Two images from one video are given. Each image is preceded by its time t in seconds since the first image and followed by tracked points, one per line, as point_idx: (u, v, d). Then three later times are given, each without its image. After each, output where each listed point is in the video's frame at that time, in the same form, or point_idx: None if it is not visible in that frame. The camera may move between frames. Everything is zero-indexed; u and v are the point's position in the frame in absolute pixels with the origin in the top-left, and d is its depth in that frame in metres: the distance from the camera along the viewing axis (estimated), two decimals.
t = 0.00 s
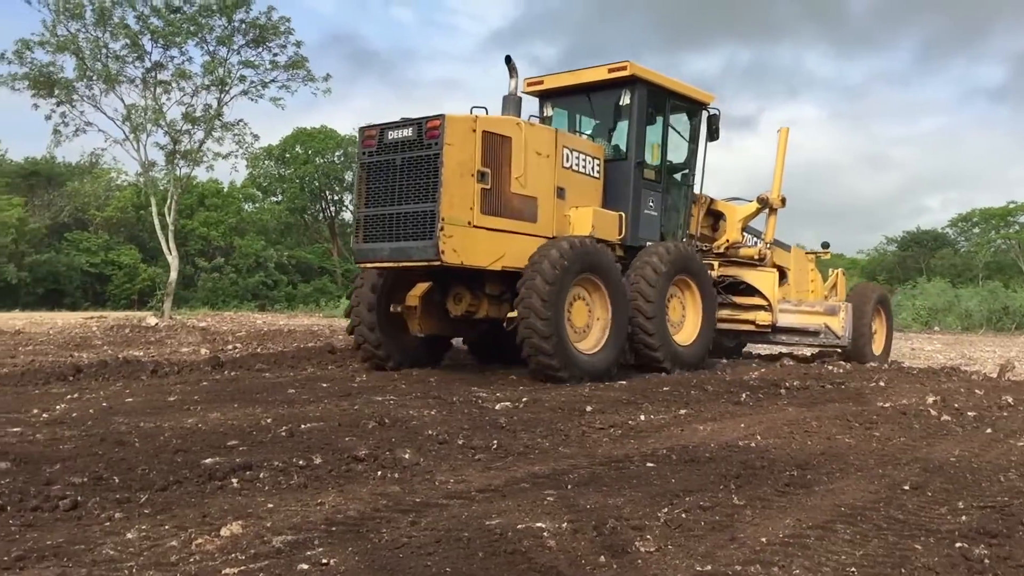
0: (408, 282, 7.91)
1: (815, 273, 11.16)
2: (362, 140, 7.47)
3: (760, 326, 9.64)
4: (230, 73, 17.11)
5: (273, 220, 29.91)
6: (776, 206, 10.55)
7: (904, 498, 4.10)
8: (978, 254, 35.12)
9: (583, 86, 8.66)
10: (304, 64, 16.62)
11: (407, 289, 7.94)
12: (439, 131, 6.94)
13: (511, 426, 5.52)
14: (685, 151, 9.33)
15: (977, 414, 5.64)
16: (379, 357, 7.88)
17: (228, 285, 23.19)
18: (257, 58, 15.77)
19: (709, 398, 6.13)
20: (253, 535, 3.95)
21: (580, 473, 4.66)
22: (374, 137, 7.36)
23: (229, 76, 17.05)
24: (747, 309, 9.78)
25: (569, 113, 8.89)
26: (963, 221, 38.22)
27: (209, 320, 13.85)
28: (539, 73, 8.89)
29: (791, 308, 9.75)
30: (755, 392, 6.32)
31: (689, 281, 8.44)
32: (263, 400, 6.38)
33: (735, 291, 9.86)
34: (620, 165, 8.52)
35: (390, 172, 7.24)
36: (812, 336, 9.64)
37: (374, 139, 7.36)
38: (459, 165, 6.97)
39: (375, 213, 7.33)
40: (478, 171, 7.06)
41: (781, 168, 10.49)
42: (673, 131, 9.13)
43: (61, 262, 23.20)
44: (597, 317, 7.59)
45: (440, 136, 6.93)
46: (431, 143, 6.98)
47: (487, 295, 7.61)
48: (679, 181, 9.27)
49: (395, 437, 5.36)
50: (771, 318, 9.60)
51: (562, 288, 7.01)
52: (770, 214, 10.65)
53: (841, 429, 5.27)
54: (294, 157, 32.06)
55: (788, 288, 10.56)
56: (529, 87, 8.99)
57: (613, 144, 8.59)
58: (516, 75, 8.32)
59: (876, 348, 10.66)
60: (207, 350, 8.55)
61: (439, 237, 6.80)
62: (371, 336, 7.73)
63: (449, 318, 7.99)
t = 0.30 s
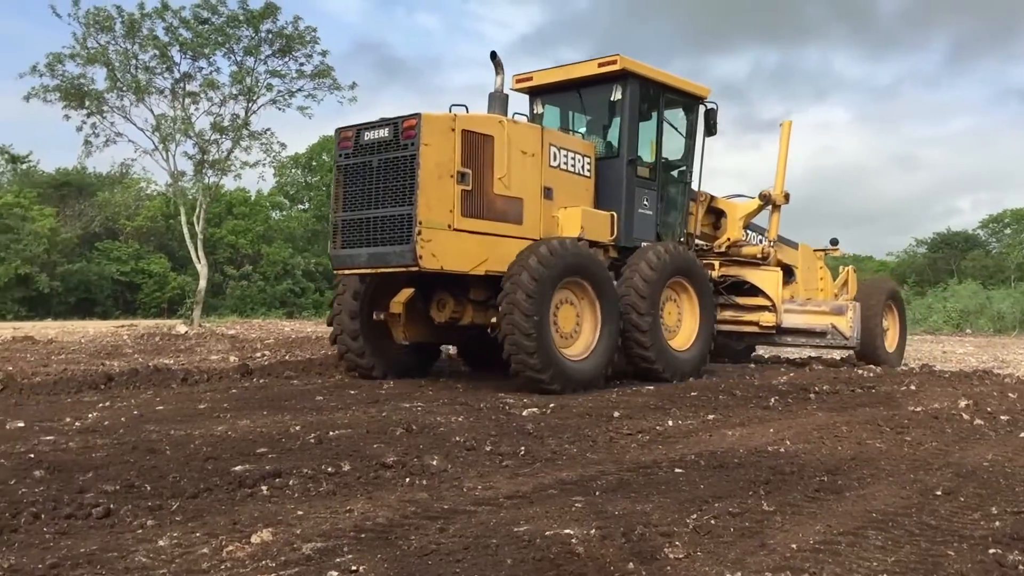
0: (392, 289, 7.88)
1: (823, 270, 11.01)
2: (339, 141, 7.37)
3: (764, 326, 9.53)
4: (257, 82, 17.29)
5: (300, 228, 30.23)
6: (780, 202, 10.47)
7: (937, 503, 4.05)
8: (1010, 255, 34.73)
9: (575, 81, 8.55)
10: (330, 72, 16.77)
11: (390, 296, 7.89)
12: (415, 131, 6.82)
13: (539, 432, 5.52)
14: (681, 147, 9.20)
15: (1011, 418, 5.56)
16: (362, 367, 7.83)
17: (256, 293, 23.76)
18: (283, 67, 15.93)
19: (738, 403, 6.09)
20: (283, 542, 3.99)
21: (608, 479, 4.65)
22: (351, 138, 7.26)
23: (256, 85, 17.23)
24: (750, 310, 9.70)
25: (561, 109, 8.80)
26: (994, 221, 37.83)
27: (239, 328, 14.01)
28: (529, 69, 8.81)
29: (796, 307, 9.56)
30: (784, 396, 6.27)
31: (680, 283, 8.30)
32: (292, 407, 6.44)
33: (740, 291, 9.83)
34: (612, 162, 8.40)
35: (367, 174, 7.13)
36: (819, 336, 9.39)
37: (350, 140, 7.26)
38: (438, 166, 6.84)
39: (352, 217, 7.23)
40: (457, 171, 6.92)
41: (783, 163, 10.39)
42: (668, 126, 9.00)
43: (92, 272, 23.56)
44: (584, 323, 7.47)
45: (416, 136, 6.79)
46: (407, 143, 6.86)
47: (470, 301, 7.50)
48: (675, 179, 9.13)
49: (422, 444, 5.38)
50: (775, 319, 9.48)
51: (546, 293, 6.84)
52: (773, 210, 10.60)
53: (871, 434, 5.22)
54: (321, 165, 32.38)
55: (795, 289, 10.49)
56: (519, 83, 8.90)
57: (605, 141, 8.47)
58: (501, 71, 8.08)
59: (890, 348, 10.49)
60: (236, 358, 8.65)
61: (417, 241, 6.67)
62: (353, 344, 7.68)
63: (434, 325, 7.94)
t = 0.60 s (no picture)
0: (378, 290, 7.74)
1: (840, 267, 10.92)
2: (321, 136, 7.23)
3: (774, 325, 9.48)
4: (290, 86, 17.47)
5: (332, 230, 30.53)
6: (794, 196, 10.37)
7: (976, 504, 4.02)
8: None
9: (572, 71, 8.35)
10: (361, 75, 16.90)
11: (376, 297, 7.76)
12: (395, 125, 6.64)
13: (571, 432, 5.54)
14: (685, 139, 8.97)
15: None
16: (348, 368, 7.64)
17: (289, 295, 24.21)
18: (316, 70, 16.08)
19: (772, 403, 6.06)
20: (320, 541, 4.04)
21: (641, 479, 4.65)
22: (332, 132, 7.12)
23: (289, 88, 17.41)
24: (759, 307, 9.62)
25: (559, 100, 8.59)
26: None
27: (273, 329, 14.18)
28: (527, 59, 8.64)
29: (807, 305, 9.52)
30: (819, 396, 6.23)
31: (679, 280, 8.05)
32: (326, 407, 6.51)
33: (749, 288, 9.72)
34: (611, 155, 8.18)
35: (348, 170, 6.99)
36: (830, 336, 9.42)
37: (332, 135, 7.11)
38: (419, 162, 6.66)
39: (334, 215, 7.08)
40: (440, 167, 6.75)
41: (797, 157, 10.30)
42: (671, 117, 8.77)
43: (128, 274, 23.91)
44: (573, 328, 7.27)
45: (395, 131, 6.62)
46: (387, 137, 6.69)
47: (458, 301, 7.38)
48: (677, 173, 8.90)
49: (455, 443, 5.42)
50: (784, 318, 9.39)
51: (530, 300, 6.69)
52: (786, 205, 10.50)
53: (908, 434, 5.17)
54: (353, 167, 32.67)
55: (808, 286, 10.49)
56: (516, 73, 8.73)
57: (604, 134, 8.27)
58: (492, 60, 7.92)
59: (908, 345, 10.41)
60: (270, 359, 8.75)
61: (396, 241, 6.52)
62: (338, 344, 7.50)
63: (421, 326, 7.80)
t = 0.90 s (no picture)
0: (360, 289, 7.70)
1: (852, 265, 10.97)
2: (296, 127, 7.05)
3: (779, 325, 9.28)
4: (320, 85, 17.63)
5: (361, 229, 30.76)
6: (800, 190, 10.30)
7: (1013, 504, 3.99)
8: None
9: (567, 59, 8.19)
10: (390, 74, 17.01)
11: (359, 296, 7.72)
12: (371, 114, 6.46)
13: (601, 430, 5.55)
14: (684, 130, 8.81)
15: None
16: (330, 369, 7.59)
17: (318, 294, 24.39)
18: (345, 70, 16.21)
19: (804, 402, 6.02)
20: (351, 536, 4.08)
21: (671, 477, 4.65)
22: (309, 122, 6.91)
23: (319, 87, 17.58)
24: (763, 306, 9.41)
25: (554, 90, 8.43)
26: None
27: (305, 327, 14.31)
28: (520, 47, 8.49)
29: (814, 304, 9.38)
30: (851, 395, 6.20)
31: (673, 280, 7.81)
32: (356, 404, 6.57)
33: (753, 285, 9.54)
34: (605, 147, 8.02)
35: (321, 163, 6.79)
36: (838, 336, 9.27)
37: (307, 126, 6.93)
38: (397, 154, 6.50)
39: (308, 209, 6.90)
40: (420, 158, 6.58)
41: (804, 151, 10.22)
42: (670, 107, 8.60)
43: (160, 273, 24.19)
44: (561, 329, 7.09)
45: (371, 121, 6.45)
46: (362, 128, 6.51)
47: (440, 301, 7.31)
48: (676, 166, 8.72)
49: (485, 441, 5.45)
50: (790, 317, 9.23)
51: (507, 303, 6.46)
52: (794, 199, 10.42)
53: (943, 433, 5.13)
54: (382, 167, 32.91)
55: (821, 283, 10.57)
56: (509, 61, 8.57)
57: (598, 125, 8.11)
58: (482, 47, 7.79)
59: (924, 342, 10.24)
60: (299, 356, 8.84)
61: (371, 235, 6.34)
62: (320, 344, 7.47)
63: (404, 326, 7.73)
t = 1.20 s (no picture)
0: (327, 289, 7.58)
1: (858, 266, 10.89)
2: (256, 119, 6.87)
3: (775, 326, 9.10)
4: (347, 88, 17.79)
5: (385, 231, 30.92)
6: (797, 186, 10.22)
7: None
8: None
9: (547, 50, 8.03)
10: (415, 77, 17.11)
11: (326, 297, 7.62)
12: (329, 105, 6.25)
13: (625, 432, 5.54)
14: (670, 125, 8.61)
15: None
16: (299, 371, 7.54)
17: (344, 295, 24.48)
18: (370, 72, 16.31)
19: (830, 406, 5.98)
20: (374, 536, 4.11)
21: (695, 480, 4.64)
22: (268, 115, 6.73)
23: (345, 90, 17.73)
24: (760, 307, 9.25)
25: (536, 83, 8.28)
26: None
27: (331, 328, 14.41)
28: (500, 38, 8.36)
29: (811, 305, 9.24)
30: (877, 400, 6.15)
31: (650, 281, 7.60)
32: (380, 406, 6.61)
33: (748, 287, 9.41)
34: (587, 140, 7.83)
35: (281, 156, 6.61)
36: (837, 337, 9.14)
37: (267, 118, 6.74)
38: (357, 146, 6.29)
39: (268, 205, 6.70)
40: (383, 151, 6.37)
41: (801, 146, 10.12)
42: (655, 100, 8.42)
43: (187, 274, 24.33)
44: (532, 331, 6.86)
45: (328, 112, 6.24)
46: (320, 119, 6.31)
47: (407, 301, 7.09)
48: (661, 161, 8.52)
49: (508, 443, 5.46)
50: (786, 318, 9.06)
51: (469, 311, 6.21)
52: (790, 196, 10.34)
53: (971, 439, 5.08)
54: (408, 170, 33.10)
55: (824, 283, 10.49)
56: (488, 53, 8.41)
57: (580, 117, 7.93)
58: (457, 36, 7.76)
59: (930, 347, 10.16)
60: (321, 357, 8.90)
61: (328, 231, 6.13)
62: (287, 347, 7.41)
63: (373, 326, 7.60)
